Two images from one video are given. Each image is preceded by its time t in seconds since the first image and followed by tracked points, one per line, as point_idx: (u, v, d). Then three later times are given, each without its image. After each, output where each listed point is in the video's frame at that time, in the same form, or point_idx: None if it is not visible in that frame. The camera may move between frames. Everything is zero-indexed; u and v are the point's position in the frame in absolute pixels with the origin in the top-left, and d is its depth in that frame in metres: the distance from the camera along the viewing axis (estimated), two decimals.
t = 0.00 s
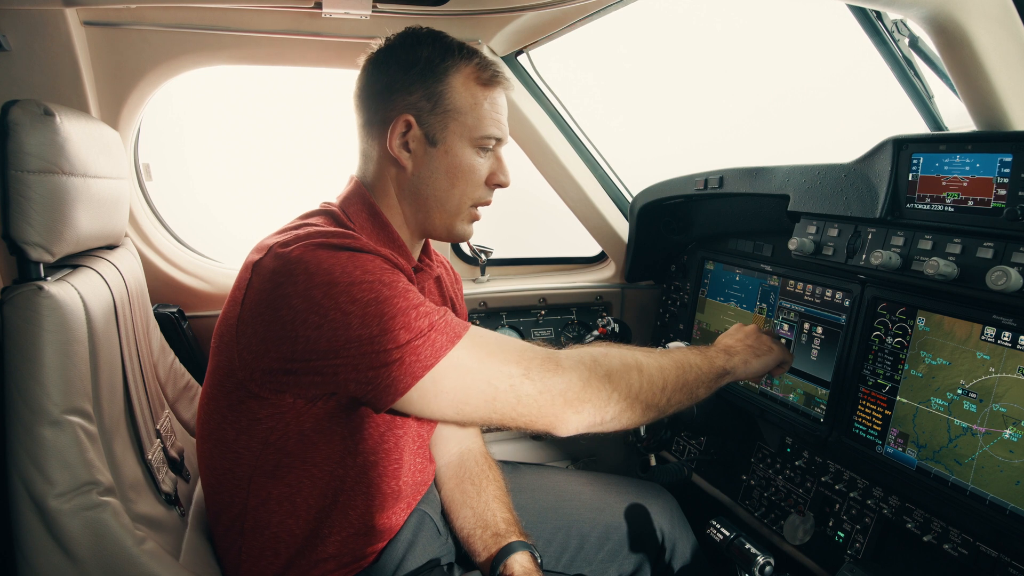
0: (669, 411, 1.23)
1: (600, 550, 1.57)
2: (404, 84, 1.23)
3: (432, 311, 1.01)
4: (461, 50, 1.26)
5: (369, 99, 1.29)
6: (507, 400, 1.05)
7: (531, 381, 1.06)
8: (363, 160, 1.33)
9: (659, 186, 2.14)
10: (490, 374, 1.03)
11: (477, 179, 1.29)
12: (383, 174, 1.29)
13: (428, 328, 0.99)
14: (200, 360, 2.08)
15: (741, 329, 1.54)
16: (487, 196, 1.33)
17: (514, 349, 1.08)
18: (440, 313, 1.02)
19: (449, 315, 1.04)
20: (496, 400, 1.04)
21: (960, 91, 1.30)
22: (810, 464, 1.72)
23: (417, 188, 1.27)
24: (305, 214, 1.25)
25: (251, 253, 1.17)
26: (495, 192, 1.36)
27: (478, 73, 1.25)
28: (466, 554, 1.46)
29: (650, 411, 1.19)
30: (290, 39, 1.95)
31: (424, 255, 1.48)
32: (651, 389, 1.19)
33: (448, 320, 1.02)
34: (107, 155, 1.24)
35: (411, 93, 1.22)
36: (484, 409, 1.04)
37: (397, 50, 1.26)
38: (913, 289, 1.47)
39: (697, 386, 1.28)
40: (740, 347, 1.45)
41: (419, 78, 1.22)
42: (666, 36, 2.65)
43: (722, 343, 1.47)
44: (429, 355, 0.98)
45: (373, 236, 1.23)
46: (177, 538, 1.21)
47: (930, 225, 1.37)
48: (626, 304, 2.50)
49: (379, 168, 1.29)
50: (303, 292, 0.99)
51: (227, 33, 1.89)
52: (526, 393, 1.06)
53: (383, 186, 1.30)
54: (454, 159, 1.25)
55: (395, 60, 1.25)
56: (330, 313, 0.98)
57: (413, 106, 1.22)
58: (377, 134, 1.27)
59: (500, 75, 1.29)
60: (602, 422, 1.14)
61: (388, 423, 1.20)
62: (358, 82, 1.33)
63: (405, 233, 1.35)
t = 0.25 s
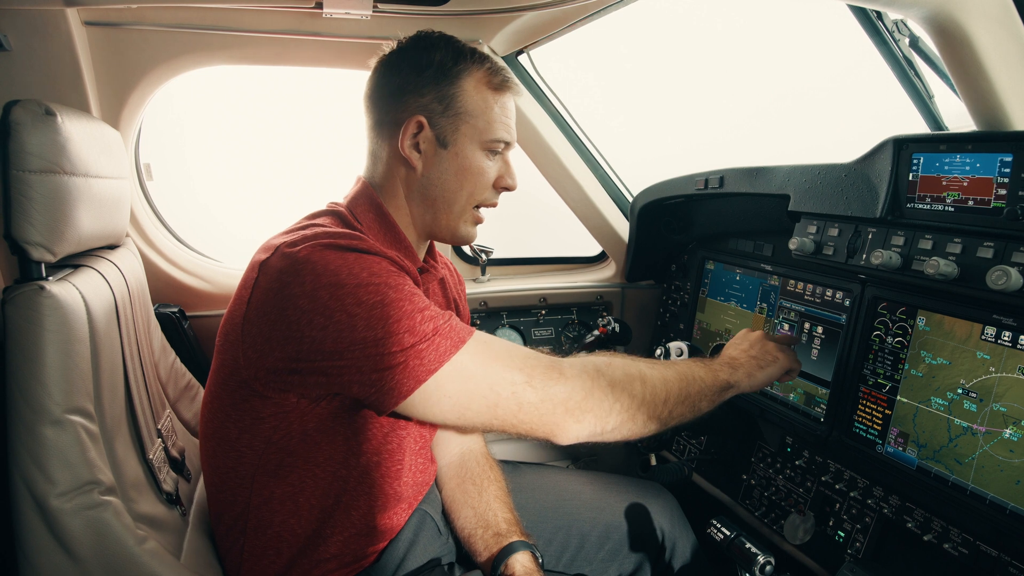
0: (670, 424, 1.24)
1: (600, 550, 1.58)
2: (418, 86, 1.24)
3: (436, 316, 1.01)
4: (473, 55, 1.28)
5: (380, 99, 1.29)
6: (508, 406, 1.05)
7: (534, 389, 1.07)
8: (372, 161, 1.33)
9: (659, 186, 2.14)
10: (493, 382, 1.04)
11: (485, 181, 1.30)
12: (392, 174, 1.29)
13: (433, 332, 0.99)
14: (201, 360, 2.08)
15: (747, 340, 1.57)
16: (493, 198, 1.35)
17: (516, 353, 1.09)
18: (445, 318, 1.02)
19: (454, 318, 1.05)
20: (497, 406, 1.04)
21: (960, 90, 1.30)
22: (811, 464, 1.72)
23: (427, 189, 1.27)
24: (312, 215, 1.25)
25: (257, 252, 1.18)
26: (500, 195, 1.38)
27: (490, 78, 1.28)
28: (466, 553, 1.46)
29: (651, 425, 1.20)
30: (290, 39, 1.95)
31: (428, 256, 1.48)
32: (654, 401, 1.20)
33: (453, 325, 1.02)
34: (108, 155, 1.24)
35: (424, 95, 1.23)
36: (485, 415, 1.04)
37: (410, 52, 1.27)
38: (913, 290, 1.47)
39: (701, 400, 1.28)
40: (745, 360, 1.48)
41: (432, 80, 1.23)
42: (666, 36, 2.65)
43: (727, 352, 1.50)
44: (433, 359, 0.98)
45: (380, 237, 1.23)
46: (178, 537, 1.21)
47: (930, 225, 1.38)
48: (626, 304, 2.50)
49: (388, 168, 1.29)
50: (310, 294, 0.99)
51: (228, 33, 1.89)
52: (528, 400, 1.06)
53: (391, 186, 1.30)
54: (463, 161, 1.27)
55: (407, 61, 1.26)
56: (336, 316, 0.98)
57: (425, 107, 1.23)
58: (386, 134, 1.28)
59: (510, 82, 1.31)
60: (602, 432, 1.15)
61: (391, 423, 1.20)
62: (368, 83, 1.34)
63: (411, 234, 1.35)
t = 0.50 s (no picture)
0: (670, 429, 1.24)
1: (600, 549, 1.58)
2: (423, 86, 1.24)
3: (438, 317, 1.01)
4: (478, 57, 1.29)
5: (385, 100, 1.30)
6: (509, 409, 1.05)
7: (534, 392, 1.07)
8: (376, 161, 1.33)
9: (659, 186, 2.14)
10: (493, 384, 1.04)
11: (489, 182, 1.31)
12: (396, 174, 1.29)
13: (434, 334, 0.99)
14: (201, 360, 2.08)
15: (750, 342, 1.57)
16: (497, 199, 1.35)
17: (517, 355, 1.09)
18: (447, 319, 1.02)
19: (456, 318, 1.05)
20: (497, 409, 1.04)
21: (960, 90, 1.30)
22: (810, 463, 1.72)
23: (431, 189, 1.27)
24: (315, 214, 1.25)
25: (260, 251, 1.18)
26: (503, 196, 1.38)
27: (495, 80, 1.28)
28: (466, 553, 1.46)
29: (651, 429, 1.20)
30: (290, 39, 1.95)
31: (430, 256, 1.48)
32: (655, 405, 1.20)
33: (455, 326, 1.02)
34: (108, 155, 1.24)
35: (430, 96, 1.24)
36: (485, 417, 1.04)
37: (416, 54, 1.28)
38: (913, 290, 1.47)
39: (703, 403, 1.29)
40: (748, 363, 1.47)
41: (437, 81, 1.24)
42: (666, 36, 2.65)
43: (729, 355, 1.50)
44: (434, 360, 0.98)
45: (383, 238, 1.23)
46: (178, 537, 1.21)
47: (930, 224, 1.38)
48: (626, 304, 2.50)
49: (392, 167, 1.29)
50: (312, 293, 0.99)
51: (228, 33, 1.89)
52: (528, 403, 1.06)
53: (395, 185, 1.30)
54: (468, 162, 1.27)
55: (412, 63, 1.27)
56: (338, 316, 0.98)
57: (430, 108, 1.24)
58: (390, 134, 1.28)
59: (515, 84, 1.32)
60: (602, 435, 1.15)
61: (393, 423, 1.20)
62: (373, 84, 1.34)
63: (415, 234, 1.35)
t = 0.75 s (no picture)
0: (673, 429, 1.23)
1: (600, 550, 1.58)
2: (430, 87, 1.25)
3: (441, 317, 1.01)
4: (484, 59, 1.29)
5: (390, 100, 1.30)
6: (511, 411, 1.05)
7: (536, 393, 1.07)
8: (379, 161, 1.33)
9: (659, 185, 2.14)
10: (495, 384, 1.04)
11: (493, 184, 1.31)
12: (400, 174, 1.29)
13: (437, 334, 0.99)
14: (201, 360, 2.08)
15: (751, 342, 1.57)
16: (500, 201, 1.36)
17: (519, 356, 1.09)
18: (449, 319, 1.02)
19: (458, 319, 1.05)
20: (499, 410, 1.04)
21: (960, 89, 1.30)
22: (811, 463, 1.72)
23: (435, 190, 1.27)
24: (318, 214, 1.25)
25: (263, 250, 1.18)
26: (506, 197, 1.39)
27: (500, 82, 1.29)
28: (466, 553, 1.46)
29: (654, 431, 1.20)
30: (291, 39, 1.95)
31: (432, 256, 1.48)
32: (657, 406, 1.19)
33: (457, 327, 1.02)
34: (108, 154, 1.24)
35: (436, 96, 1.24)
36: (487, 419, 1.04)
37: (422, 54, 1.28)
38: (914, 290, 1.47)
39: (706, 404, 1.28)
40: (751, 364, 1.47)
41: (443, 82, 1.24)
42: (667, 36, 2.65)
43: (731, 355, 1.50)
44: (437, 360, 0.99)
45: (386, 238, 1.23)
46: (178, 537, 1.21)
47: (930, 224, 1.38)
48: (626, 304, 2.50)
49: (396, 168, 1.29)
50: (316, 293, 0.99)
51: (228, 32, 1.89)
52: (531, 404, 1.06)
53: (399, 185, 1.30)
54: (472, 163, 1.27)
55: (418, 63, 1.27)
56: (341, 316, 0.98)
57: (436, 108, 1.24)
58: (394, 134, 1.28)
59: (519, 86, 1.32)
60: (604, 436, 1.15)
61: (394, 423, 1.20)
62: (377, 85, 1.34)
63: (418, 235, 1.34)
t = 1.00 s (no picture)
0: (674, 429, 1.23)
1: (600, 550, 1.58)
2: (433, 87, 1.24)
3: (444, 317, 1.01)
4: (487, 60, 1.29)
5: (393, 101, 1.29)
6: (513, 411, 1.06)
7: (539, 393, 1.07)
8: (381, 161, 1.32)
9: (659, 185, 2.14)
10: (497, 385, 1.04)
11: (495, 184, 1.31)
12: (402, 174, 1.29)
13: (440, 334, 0.99)
14: (201, 360, 2.08)
15: (745, 343, 1.57)
16: (502, 201, 1.36)
17: (521, 356, 1.09)
18: (452, 319, 1.02)
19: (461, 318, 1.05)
20: (502, 411, 1.05)
21: (960, 89, 1.30)
22: (811, 463, 1.72)
23: (437, 190, 1.27)
24: (319, 214, 1.25)
25: (266, 250, 1.18)
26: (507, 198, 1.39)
27: (503, 83, 1.29)
28: (466, 553, 1.46)
29: (654, 432, 1.20)
30: (290, 39, 1.94)
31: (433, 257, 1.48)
32: (658, 407, 1.19)
33: (460, 327, 1.02)
34: (108, 154, 1.24)
35: (439, 97, 1.24)
36: (490, 418, 1.05)
37: (425, 55, 1.28)
38: (914, 290, 1.47)
39: (707, 405, 1.29)
40: (748, 366, 1.48)
41: (446, 82, 1.24)
42: (667, 36, 2.65)
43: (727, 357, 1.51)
44: (439, 360, 0.99)
45: (388, 238, 1.22)
46: (178, 537, 1.21)
47: (930, 224, 1.38)
48: (626, 303, 2.50)
49: (398, 168, 1.29)
50: (320, 292, 0.99)
51: (228, 32, 1.89)
52: (534, 404, 1.06)
53: (401, 185, 1.30)
54: (475, 163, 1.27)
55: (421, 64, 1.27)
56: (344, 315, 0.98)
57: (439, 109, 1.24)
58: (396, 134, 1.28)
59: (521, 87, 1.32)
60: (605, 437, 1.15)
61: (395, 424, 1.20)
62: (380, 85, 1.34)
63: (420, 234, 1.34)
